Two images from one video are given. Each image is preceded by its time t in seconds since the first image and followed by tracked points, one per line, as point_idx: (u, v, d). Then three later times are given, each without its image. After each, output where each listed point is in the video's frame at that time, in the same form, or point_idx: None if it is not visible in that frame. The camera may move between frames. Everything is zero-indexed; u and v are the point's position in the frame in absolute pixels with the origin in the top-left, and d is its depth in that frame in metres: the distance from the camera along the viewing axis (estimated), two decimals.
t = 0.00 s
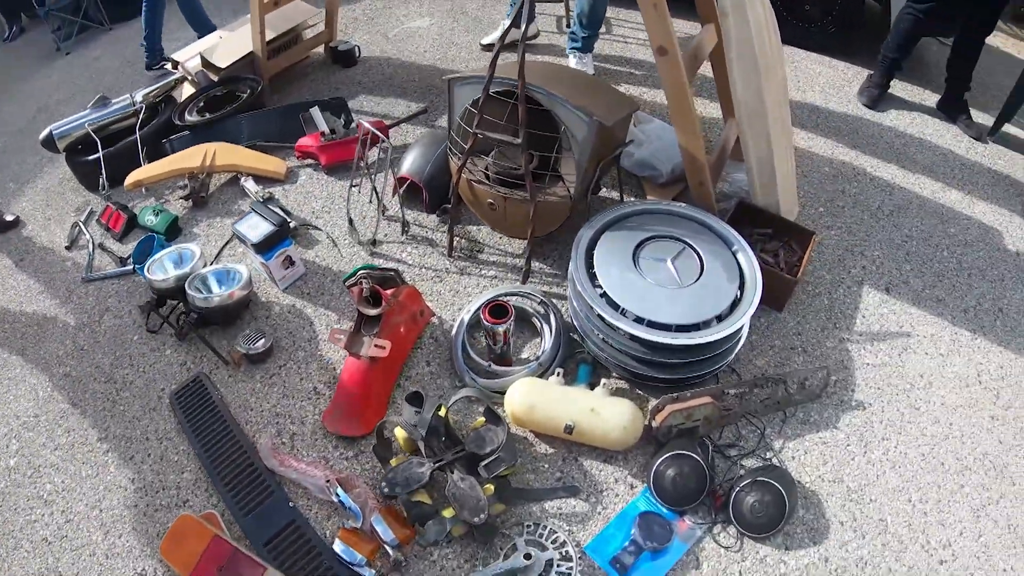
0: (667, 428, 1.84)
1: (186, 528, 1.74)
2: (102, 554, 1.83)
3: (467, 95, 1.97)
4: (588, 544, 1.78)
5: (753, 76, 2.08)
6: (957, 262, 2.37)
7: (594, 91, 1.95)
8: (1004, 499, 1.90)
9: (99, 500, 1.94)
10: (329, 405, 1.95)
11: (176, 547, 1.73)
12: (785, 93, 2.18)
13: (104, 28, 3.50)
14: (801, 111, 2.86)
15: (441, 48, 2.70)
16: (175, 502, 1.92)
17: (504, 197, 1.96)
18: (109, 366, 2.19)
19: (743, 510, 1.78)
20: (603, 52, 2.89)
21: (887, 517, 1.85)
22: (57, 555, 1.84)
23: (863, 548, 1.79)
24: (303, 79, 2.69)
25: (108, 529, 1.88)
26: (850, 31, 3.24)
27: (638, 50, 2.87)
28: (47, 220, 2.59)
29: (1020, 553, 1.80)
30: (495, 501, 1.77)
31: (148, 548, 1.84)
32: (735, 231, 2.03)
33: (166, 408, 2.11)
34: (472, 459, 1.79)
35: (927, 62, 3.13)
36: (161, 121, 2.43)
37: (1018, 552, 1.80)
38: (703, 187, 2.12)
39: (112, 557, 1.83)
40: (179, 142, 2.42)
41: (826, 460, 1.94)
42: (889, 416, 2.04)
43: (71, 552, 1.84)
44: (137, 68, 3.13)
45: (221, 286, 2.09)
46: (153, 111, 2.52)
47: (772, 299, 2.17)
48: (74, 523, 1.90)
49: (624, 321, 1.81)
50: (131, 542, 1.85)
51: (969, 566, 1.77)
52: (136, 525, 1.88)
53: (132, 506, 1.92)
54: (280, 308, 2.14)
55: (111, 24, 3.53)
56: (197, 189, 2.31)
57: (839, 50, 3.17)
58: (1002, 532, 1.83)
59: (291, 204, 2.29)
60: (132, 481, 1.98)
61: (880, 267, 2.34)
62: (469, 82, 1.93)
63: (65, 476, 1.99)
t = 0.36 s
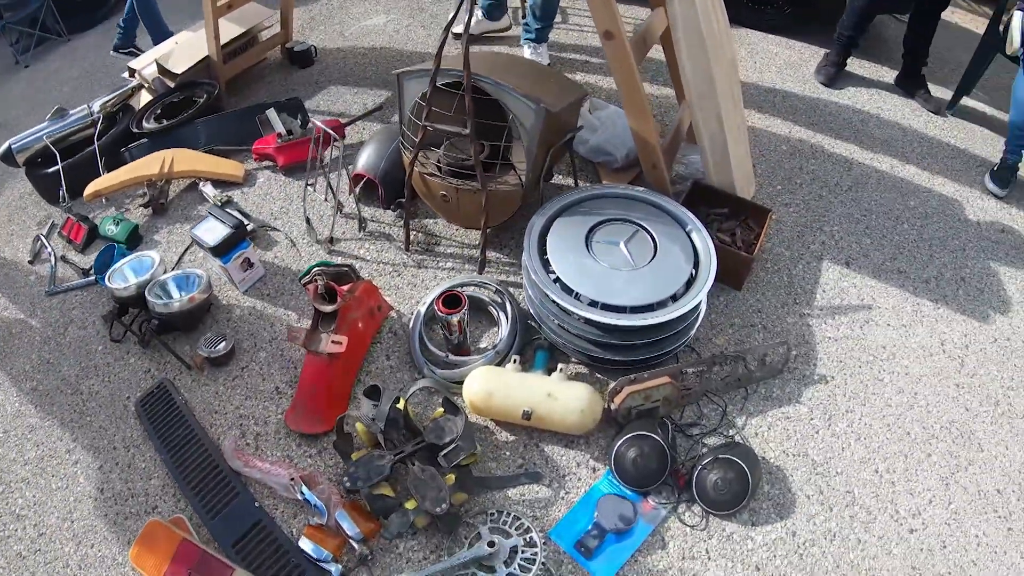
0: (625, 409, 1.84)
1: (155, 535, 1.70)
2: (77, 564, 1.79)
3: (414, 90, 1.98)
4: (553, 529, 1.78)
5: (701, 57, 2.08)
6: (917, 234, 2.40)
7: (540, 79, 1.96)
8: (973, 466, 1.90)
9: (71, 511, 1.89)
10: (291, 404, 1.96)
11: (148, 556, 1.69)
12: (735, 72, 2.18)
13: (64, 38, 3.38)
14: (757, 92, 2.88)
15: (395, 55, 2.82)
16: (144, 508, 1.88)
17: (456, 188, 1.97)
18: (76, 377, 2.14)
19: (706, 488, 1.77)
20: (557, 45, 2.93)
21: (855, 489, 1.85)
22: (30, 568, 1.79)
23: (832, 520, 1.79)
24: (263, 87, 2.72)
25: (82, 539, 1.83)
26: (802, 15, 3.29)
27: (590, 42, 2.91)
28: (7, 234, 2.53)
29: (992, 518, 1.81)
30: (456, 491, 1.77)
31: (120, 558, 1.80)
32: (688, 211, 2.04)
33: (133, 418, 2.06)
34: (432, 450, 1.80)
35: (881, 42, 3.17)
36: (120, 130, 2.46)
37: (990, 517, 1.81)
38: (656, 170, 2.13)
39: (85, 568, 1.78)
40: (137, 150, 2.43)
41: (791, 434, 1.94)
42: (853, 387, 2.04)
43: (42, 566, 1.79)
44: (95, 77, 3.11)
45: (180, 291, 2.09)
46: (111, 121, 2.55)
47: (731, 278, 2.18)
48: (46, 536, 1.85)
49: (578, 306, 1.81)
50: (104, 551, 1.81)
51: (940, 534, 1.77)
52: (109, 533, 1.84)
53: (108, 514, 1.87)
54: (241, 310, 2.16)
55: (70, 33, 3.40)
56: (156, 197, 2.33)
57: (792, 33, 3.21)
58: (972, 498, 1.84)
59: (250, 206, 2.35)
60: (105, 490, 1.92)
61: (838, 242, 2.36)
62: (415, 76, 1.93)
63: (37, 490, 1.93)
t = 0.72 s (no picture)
0: (593, 402, 1.85)
1: (133, 539, 1.65)
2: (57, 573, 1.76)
3: (378, 91, 1.98)
4: (523, 523, 1.78)
5: (662, 50, 2.08)
6: (888, 219, 2.41)
7: (500, 76, 1.97)
8: (948, 449, 1.91)
9: (50, 521, 1.86)
10: (263, 407, 1.97)
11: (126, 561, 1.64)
12: (698, 63, 2.19)
13: (36, 49, 3.38)
14: (726, 85, 2.90)
15: (365, 60, 2.86)
16: (123, 515, 1.86)
17: (421, 187, 1.97)
18: (53, 388, 2.13)
19: (676, 479, 1.77)
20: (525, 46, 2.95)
21: (830, 476, 1.85)
22: None
23: (805, 508, 1.79)
24: (235, 95, 2.76)
25: (62, 549, 1.80)
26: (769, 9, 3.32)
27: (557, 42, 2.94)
28: None
29: (968, 501, 1.81)
30: (427, 489, 1.77)
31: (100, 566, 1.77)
32: (654, 204, 2.05)
33: (110, 426, 2.05)
34: (402, 447, 1.81)
35: (848, 33, 3.21)
36: (92, 139, 2.49)
37: (966, 500, 1.81)
38: (622, 163, 2.14)
39: None
40: (110, 159, 2.45)
41: (762, 423, 1.94)
42: (824, 373, 2.05)
43: None
44: (69, 90, 3.12)
45: (153, 298, 2.11)
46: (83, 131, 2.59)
47: (700, 269, 2.19)
48: (26, 547, 1.81)
49: (543, 301, 1.82)
50: (83, 559, 1.78)
51: (916, 518, 1.77)
52: (88, 542, 1.82)
53: (86, 523, 1.85)
54: (214, 316, 2.18)
55: (42, 44, 3.40)
56: (129, 206, 2.35)
57: (759, 28, 3.24)
58: (948, 481, 1.85)
59: (222, 212, 2.38)
60: (84, 499, 1.90)
61: (807, 230, 2.37)
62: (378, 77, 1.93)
63: (16, 501, 1.90)
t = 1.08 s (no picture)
0: (577, 401, 1.84)
1: (121, 546, 1.64)
2: None
3: (360, 91, 1.98)
4: (510, 524, 1.78)
5: (645, 47, 2.08)
6: (875, 214, 2.41)
7: (482, 76, 1.96)
8: (936, 444, 1.90)
9: (38, 528, 1.83)
10: (248, 410, 1.97)
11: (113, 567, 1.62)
12: (681, 61, 2.19)
13: (23, 53, 3.38)
14: (712, 80, 2.90)
15: (350, 61, 2.86)
16: (111, 520, 1.84)
17: (404, 188, 1.97)
18: (40, 393, 2.11)
19: (661, 477, 1.76)
20: (509, 45, 2.96)
21: (818, 472, 1.85)
22: None
23: (792, 504, 1.79)
24: (220, 98, 2.76)
25: (51, 556, 1.78)
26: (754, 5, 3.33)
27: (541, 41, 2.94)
28: None
29: (957, 495, 1.81)
30: (413, 490, 1.77)
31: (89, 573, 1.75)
32: (637, 202, 2.05)
33: (96, 431, 2.03)
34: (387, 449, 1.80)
35: (834, 27, 3.21)
36: (77, 144, 2.50)
37: (955, 494, 1.81)
38: (606, 161, 2.14)
39: None
40: (96, 163, 2.44)
41: (747, 420, 1.94)
42: (809, 368, 2.04)
43: None
44: (54, 93, 3.12)
45: (139, 302, 2.11)
46: (68, 135, 2.60)
47: (685, 266, 2.19)
48: (13, 554, 1.79)
49: (526, 300, 1.81)
50: (72, 566, 1.77)
51: (904, 513, 1.77)
52: (77, 548, 1.79)
53: (75, 529, 1.82)
54: (199, 319, 2.19)
55: (28, 48, 3.40)
56: (114, 210, 2.35)
57: (744, 23, 3.24)
58: (936, 476, 1.84)
59: (207, 215, 2.39)
60: (72, 505, 1.87)
61: (793, 226, 2.37)
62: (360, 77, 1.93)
63: (4, 509, 1.88)
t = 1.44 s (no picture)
0: (566, 400, 1.83)
1: (110, 550, 1.62)
2: None
3: (346, 92, 1.97)
4: (499, 525, 1.77)
5: (632, 44, 2.07)
6: (865, 210, 2.40)
7: (468, 75, 1.95)
8: (928, 439, 1.90)
9: (26, 533, 1.82)
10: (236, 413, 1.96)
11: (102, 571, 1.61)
12: (668, 58, 2.19)
13: (11, 55, 3.37)
14: (701, 77, 2.89)
15: (338, 61, 2.85)
16: (100, 524, 1.83)
17: (391, 188, 1.96)
18: (28, 397, 2.09)
19: (651, 476, 1.75)
20: (497, 43, 2.95)
21: (809, 469, 1.84)
22: None
23: (783, 502, 1.78)
24: (208, 98, 2.76)
25: (40, 562, 1.77)
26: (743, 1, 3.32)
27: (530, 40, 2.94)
28: None
29: (950, 491, 1.80)
30: (401, 491, 1.76)
31: None
32: (626, 200, 2.04)
33: (85, 435, 2.01)
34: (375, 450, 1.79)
35: (824, 24, 3.20)
36: (65, 146, 2.49)
37: (948, 490, 1.80)
38: (594, 159, 2.13)
39: None
40: (83, 166, 2.43)
41: (738, 418, 1.93)
42: (800, 364, 2.04)
43: None
44: (42, 96, 3.10)
45: (127, 304, 2.10)
46: (56, 137, 2.59)
47: (674, 264, 2.18)
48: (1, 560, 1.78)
49: (514, 299, 1.80)
50: (61, 571, 1.75)
51: (897, 510, 1.77)
52: (66, 553, 1.78)
53: (63, 534, 1.81)
54: (187, 322, 2.18)
55: (17, 50, 3.38)
56: (102, 213, 2.34)
57: (733, 21, 3.24)
58: (929, 472, 1.83)
59: (195, 217, 2.38)
60: (61, 509, 1.86)
61: (782, 222, 2.36)
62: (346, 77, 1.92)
63: None
